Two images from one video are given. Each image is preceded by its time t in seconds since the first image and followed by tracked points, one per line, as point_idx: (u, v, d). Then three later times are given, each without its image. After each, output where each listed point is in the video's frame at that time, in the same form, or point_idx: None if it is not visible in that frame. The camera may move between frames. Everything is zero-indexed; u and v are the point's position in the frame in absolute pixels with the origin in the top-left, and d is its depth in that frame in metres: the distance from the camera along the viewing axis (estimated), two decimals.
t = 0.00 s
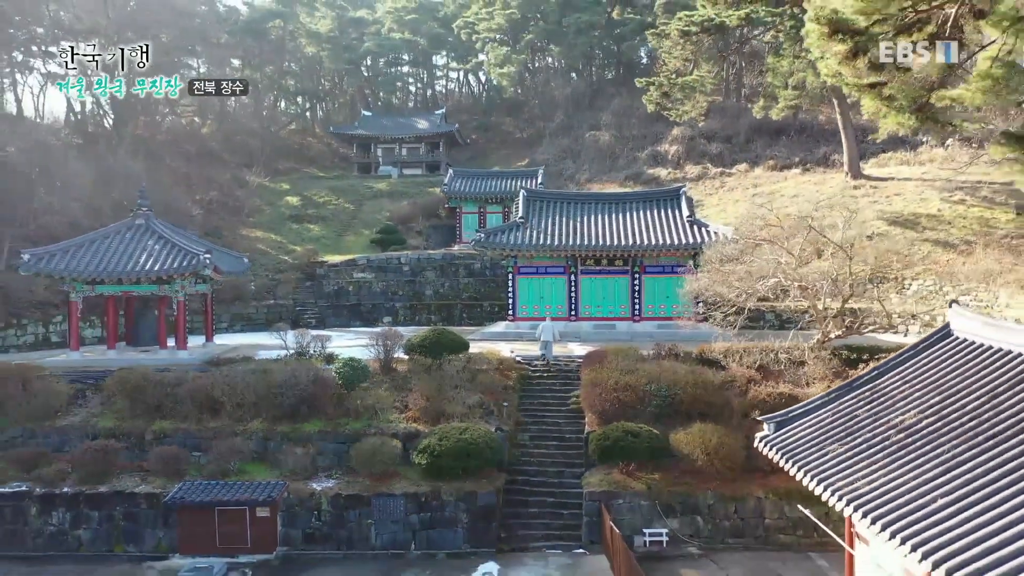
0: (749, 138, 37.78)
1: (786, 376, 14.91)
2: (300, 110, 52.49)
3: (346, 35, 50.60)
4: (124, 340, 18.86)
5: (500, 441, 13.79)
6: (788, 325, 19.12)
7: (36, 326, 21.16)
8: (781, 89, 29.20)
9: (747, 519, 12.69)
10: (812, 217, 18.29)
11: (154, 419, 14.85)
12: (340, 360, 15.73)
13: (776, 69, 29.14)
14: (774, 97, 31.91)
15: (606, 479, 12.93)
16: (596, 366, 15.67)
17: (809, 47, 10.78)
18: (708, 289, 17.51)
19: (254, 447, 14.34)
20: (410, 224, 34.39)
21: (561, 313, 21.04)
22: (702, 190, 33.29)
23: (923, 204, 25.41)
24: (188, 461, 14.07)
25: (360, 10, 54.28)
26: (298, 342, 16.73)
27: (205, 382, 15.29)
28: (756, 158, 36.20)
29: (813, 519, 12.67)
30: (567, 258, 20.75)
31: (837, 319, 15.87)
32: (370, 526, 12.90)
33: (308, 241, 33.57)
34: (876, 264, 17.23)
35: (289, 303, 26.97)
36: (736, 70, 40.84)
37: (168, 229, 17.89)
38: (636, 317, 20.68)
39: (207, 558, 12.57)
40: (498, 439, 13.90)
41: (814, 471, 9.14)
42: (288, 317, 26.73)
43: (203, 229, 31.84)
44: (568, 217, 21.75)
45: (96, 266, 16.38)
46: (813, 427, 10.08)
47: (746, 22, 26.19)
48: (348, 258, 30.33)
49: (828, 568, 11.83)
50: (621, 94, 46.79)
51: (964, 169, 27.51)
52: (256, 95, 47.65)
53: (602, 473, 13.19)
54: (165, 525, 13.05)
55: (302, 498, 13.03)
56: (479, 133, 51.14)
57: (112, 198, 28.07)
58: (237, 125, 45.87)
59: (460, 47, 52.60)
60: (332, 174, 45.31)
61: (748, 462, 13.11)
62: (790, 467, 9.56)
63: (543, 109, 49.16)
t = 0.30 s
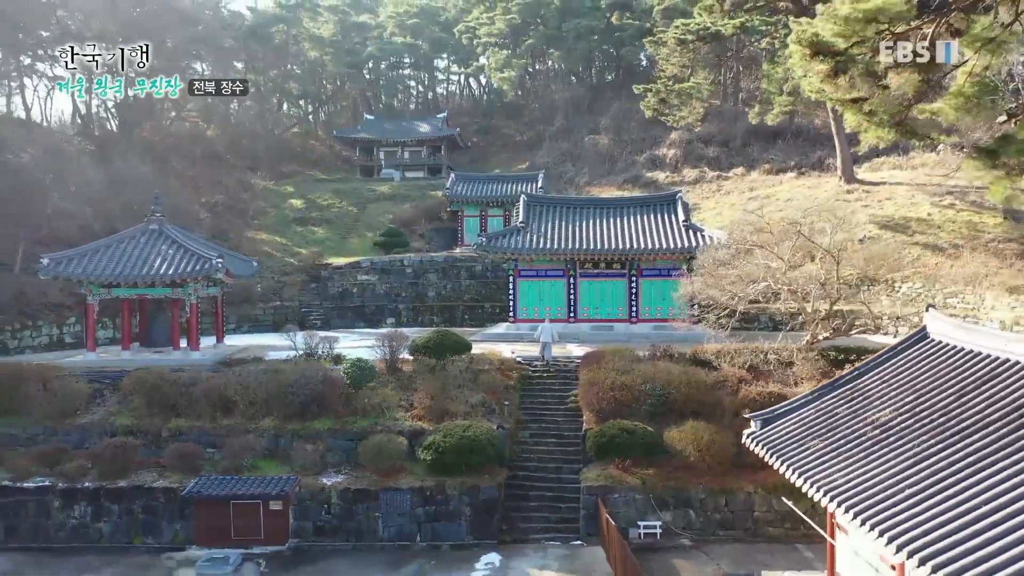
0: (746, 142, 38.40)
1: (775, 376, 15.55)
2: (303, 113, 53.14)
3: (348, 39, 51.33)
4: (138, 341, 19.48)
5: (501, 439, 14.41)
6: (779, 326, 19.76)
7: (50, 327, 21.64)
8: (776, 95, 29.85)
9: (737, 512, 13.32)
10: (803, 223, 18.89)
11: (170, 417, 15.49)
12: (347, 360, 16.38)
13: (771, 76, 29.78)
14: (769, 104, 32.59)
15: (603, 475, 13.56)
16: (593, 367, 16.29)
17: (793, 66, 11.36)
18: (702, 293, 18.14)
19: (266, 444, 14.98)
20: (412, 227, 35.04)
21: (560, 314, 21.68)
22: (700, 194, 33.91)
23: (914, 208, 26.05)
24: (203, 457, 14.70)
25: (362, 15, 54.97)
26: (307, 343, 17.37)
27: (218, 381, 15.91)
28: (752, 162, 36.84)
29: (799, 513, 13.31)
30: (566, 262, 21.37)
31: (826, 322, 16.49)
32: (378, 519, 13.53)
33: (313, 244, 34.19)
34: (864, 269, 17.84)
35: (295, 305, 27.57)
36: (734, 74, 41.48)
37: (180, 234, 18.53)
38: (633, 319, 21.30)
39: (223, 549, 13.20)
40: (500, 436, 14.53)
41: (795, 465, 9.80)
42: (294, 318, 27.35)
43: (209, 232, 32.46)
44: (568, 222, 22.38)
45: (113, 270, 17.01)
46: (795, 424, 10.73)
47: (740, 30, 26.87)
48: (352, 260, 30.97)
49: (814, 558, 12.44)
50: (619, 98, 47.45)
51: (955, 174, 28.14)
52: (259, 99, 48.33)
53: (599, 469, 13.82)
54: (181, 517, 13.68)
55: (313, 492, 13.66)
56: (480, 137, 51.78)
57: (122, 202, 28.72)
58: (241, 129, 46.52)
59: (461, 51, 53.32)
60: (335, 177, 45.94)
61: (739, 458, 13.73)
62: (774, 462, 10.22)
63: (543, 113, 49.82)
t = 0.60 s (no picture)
0: (743, 145, 39.06)
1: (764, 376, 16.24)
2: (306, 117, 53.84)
3: (351, 44, 52.07)
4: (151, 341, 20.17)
5: (502, 435, 15.08)
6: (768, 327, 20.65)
7: (64, 329, 22.46)
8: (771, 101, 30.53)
9: (727, 505, 13.99)
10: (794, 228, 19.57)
11: (185, 415, 16.17)
12: (355, 361, 17.07)
13: (766, 83, 30.47)
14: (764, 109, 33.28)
15: (600, 470, 14.22)
16: (591, 367, 16.96)
17: (778, 87, 11.93)
18: (695, 296, 18.83)
19: (278, 440, 15.65)
20: (415, 229, 35.72)
21: (559, 316, 22.33)
22: (697, 197, 34.56)
23: (904, 213, 26.75)
24: (217, 453, 15.38)
25: (365, 19, 55.67)
26: (315, 344, 18.05)
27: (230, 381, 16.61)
28: (749, 166, 37.52)
29: (786, 506, 13.96)
30: (565, 265, 22.04)
31: (814, 324, 17.18)
32: (385, 512, 14.20)
33: (317, 246, 34.86)
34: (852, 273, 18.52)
35: (301, 306, 28.22)
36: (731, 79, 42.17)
37: (193, 239, 19.22)
38: (630, 320, 21.95)
39: (238, 540, 13.89)
40: (500, 433, 15.19)
41: (778, 459, 10.47)
42: (300, 319, 28.01)
43: (216, 235, 33.13)
44: (567, 226, 23.05)
45: (128, 274, 17.70)
46: (780, 421, 11.40)
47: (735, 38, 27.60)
48: (356, 262, 31.65)
49: (799, 549, 13.12)
50: (618, 101, 48.15)
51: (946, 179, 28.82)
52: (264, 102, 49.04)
53: (596, 464, 14.49)
54: (197, 510, 14.36)
55: (323, 486, 14.33)
56: (481, 139, 52.44)
57: (132, 206, 29.47)
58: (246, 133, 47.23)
59: (463, 55, 54.09)
60: (339, 180, 46.61)
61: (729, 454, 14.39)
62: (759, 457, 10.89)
63: (543, 116, 50.50)
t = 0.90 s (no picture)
0: (740, 150, 39.77)
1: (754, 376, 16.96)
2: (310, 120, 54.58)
3: (354, 48, 52.83)
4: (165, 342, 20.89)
5: (503, 433, 15.76)
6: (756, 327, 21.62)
7: (78, 330, 23.05)
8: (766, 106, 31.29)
9: (718, 499, 14.67)
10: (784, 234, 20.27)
11: (200, 414, 16.88)
12: (362, 361, 17.79)
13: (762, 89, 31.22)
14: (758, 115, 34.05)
15: (596, 465, 14.93)
16: (589, 367, 17.66)
17: (764, 104, 12.60)
18: (689, 299, 19.56)
19: (289, 438, 16.35)
20: (418, 232, 36.45)
21: (559, 318, 23.04)
22: (694, 200, 35.27)
23: (895, 217, 27.49)
24: (231, 450, 16.08)
25: (367, 24, 56.39)
26: (323, 345, 18.77)
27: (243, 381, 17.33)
28: (745, 170, 38.23)
29: (774, 499, 14.65)
30: (564, 268, 22.75)
31: (803, 326, 17.90)
32: (392, 505, 14.91)
33: (322, 249, 35.56)
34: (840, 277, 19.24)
35: (307, 308, 28.90)
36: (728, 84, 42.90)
37: (205, 243, 19.93)
38: (627, 322, 22.64)
39: (252, 532, 14.60)
40: (502, 431, 15.88)
41: (762, 454, 11.20)
42: (306, 321, 28.71)
43: (222, 237, 33.82)
44: (566, 230, 23.76)
45: (144, 277, 18.43)
46: (765, 418, 12.12)
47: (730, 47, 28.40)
48: (360, 265, 32.36)
49: (786, 540, 13.80)
50: (618, 106, 48.89)
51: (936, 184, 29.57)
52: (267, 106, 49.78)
53: (593, 460, 15.18)
54: (213, 503, 15.04)
55: (332, 481, 15.01)
56: (482, 143, 53.15)
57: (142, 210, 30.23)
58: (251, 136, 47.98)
59: (464, 59, 54.86)
60: (342, 183, 47.30)
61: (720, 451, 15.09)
62: (745, 452, 11.63)
63: (544, 120, 51.20)
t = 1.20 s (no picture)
0: (736, 153, 40.45)
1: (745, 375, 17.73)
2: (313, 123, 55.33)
3: (357, 52, 53.57)
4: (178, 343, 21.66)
5: (505, 430, 16.53)
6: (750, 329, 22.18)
7: (93, 330, 23.82)
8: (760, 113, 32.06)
9: (709, 493, 15.42)
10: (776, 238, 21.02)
11: (214, 411, 17.64)
12: (370, 361, 18.55)
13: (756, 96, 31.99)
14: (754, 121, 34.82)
15: (593, 461, 15.69)
16: (587, 367, 18.42)
17: (750, 119, 13.29)
18: (683, 302, 20.32)
19: (300, 435, 17.10)
20: (420, 235, 37.21)
21: (558, 319, 23.80)
22: (691, 204, 36.01)
23: (886, 221, 28.26)
24: (245, 446, 16.83)
25: (370, 29, 57.12)
26: (332, 346, 19.53)
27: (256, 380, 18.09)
28: (742, 173, 38.93)
29: (763, 493, 15.41)
30: (563, 271, 23.50)
31: (792, 328, 18.67)
32: (399, 499, 15.66)
33: (326, 251, 36.30)
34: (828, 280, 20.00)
35: (313, 309, 29.63)
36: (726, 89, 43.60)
37: (217, 248, 20.69)
38: (624, 323, 23.39)
39: (266, 524, 15.36)
40: (503, 428, 16.63)
41: (746, 448, 11.96)
42: (312, 321, 29.43)
43: (229, 239, 34.55)
44: (565, 234, 24.50)
45: (160, 281, 19.19)
46: (751, 415, 12.88)
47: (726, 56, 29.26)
48: (364, 267, 33.12)
49: (772, 531, 14.54)
50: (617, 110, 49.62)
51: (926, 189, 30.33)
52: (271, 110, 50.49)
53: (590, 456, 15.94)
54: (228, 497, 15.80)
55: (342, 475, 15.76)
56: (483, 145, 53.86)
57: (152, 213, 30.99)
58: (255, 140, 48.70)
59: (465, 63, 55.62)
60: (346, 185, 48.05)
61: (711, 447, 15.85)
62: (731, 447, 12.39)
63: (544, 124, 51.94)
